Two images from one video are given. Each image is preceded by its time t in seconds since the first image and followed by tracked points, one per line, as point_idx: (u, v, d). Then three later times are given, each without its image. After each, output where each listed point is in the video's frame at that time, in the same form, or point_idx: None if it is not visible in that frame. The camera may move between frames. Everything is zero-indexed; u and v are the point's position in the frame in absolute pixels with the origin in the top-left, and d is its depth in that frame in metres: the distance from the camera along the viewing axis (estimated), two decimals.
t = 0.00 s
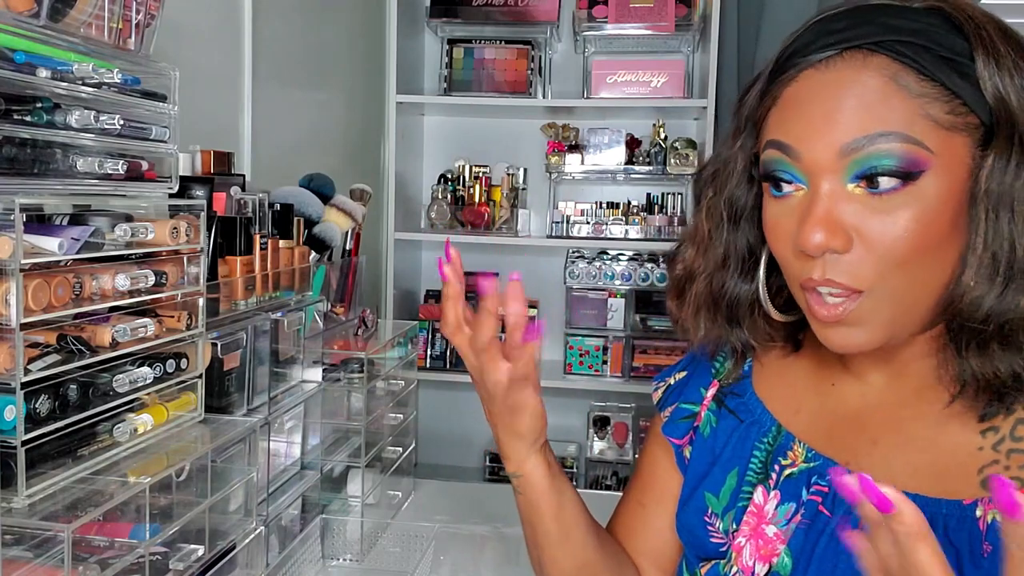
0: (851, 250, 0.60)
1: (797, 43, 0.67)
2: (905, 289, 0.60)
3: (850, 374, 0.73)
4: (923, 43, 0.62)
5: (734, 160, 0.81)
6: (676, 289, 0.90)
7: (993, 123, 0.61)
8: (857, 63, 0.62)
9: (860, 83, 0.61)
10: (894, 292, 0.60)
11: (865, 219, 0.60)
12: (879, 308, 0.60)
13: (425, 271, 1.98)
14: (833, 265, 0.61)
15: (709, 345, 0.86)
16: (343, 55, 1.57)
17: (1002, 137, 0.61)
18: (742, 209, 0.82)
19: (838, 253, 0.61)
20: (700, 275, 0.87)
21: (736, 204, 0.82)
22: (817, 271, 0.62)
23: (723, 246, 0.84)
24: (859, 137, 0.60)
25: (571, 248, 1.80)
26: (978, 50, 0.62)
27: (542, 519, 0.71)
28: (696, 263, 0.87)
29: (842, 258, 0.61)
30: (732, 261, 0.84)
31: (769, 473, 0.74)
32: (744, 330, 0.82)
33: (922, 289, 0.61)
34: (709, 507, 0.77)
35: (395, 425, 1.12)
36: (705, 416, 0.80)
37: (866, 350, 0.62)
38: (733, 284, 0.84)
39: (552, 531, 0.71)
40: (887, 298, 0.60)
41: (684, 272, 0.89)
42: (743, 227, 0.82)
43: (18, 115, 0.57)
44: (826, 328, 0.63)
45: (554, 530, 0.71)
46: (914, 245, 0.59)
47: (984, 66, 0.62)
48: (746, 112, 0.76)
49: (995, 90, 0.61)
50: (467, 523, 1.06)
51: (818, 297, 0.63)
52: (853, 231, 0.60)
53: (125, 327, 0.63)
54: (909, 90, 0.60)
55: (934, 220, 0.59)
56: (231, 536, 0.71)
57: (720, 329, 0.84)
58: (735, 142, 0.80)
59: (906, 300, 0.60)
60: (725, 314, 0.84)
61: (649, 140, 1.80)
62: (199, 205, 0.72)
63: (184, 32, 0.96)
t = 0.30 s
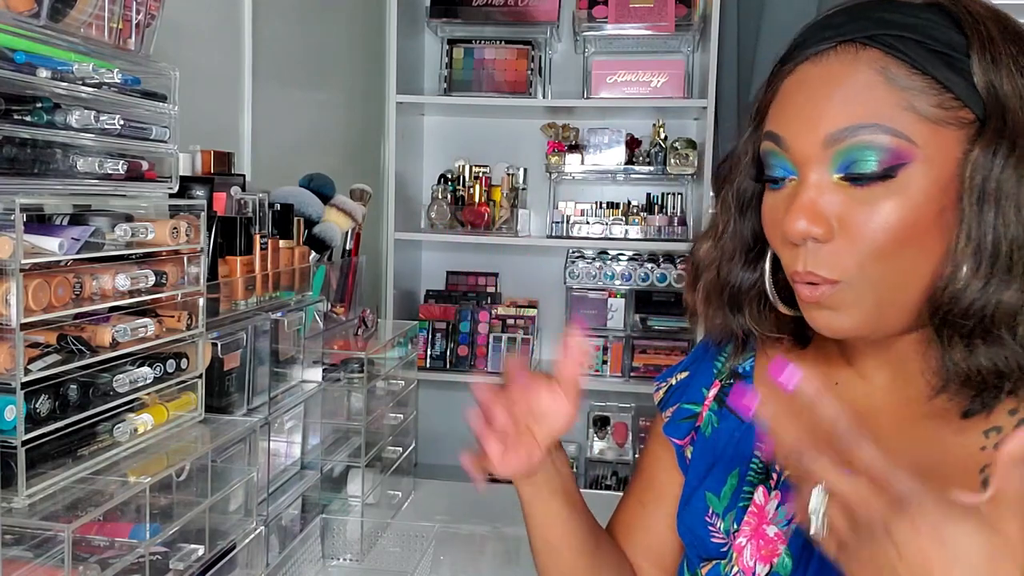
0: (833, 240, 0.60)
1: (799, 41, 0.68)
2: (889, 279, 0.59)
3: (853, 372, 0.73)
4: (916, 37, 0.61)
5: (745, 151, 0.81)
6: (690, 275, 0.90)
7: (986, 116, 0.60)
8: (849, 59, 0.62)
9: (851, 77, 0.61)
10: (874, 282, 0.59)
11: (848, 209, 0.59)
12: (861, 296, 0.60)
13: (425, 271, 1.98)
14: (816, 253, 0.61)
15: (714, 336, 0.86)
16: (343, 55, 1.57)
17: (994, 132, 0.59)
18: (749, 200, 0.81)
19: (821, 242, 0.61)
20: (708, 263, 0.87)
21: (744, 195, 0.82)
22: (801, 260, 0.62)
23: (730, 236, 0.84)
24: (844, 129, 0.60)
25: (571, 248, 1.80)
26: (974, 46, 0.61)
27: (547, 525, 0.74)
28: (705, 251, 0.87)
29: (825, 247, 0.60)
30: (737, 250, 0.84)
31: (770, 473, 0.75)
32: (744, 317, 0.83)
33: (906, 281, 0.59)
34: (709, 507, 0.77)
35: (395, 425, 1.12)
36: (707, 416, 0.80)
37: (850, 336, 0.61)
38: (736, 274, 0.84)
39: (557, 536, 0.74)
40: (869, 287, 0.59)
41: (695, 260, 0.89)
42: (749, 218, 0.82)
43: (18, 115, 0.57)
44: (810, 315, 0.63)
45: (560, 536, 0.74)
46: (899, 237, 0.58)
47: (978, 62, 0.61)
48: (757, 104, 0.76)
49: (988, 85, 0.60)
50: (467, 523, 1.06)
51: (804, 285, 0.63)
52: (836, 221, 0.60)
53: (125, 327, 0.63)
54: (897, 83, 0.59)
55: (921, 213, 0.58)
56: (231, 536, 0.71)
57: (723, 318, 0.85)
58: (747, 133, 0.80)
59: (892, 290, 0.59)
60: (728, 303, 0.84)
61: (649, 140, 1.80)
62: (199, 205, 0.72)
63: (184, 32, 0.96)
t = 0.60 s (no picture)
0: (801, 229, 0.60)
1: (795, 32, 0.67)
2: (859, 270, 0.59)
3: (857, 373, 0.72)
4: (893, 33, 0.61)
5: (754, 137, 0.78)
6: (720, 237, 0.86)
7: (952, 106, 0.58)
8: (826, 55, 0.62)
9: (823, 72, 0.61)
10: (842, 274, 0.59)
11: (816, 200, 0.59)
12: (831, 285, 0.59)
13: (425, 271, 1.98)
14: (785, 242, 0.61)
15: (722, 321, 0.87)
16: (343, 55, 1.57)
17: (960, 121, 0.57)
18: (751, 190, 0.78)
19: (789, 230, 0.61)
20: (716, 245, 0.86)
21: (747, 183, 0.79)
22: (772, 248, 0.62)
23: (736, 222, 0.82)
24: (814, 121, 0.60)
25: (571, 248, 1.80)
26: (950, 40, 0.59)
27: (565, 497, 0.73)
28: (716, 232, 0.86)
29: (793, 235, 0.60)
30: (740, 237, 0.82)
31: (771, 474, 0.74)
32: (744, 304, 0.82)
33: (875, 279, 0.59)
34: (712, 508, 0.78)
35: (395, 425, 1.12)
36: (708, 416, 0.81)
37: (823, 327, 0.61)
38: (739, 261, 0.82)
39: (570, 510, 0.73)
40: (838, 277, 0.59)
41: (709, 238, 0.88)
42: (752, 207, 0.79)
43: (18, 115, 0.57)
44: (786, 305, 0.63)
45: (572, 508, 0.73)
46: (866, 227, 0.58)
47: (951, 56, 0.59)
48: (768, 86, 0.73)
49: (959, 78, 0.58)
50: (468, 523, 1.07)
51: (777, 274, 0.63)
52: (804, 211, 0.60)
53: (125, 327, 0.63)
54: (867, 79, 0.59)
55: (888, 203, 0.57)
56: (231, 536, 0.72)
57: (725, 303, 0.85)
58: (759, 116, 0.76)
59: (862, 279, 0.59)
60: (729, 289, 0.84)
61: (649, 140, 1.80)
62: (199, 205, 0.72)
63: (184, 31, 0.96)
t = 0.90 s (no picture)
0: (830, 230, 0.57)
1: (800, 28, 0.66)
2: (888, 274, 0.55)
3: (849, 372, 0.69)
4: (909, 30, 0.59)
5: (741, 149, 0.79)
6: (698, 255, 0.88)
7: (977, 107, 0.56)
8: (845, 50, 0.59)
9: (846, 67, 0.59)
10: (873, 277, 0.56)
11: (846, 199, 0.57)
12: (858, 291, 0.56)
13: (425, 271, 1.98)
14: (813, 244, 0.58)
15: (710, 334, 0.86)
16: (343, 55, 1.57)
17: (985, 123, 0.56)
18: (744, 194, 0.80)
19: (817, 231, 0.58)
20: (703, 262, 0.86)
21: (739, 188, 0.80)
22: (797, 251, 0.59)
23: (725, 231, 0.82)
24: (842, 118, 0.58)
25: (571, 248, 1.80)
26: (967, 42, 0.58)
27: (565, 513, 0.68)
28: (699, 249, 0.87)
29: (821, 237, 0.58)
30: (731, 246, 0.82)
31: (767, 472, 0.75)
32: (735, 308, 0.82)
33: (903, 284, 0.56)
34: (708, 507, 0.77)
35: (395, 425, 1.12)
36: (705, 416, 0.81)
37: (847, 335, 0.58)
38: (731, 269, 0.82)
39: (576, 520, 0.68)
40: (867, 282, 0.56)
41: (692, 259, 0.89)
42: (745, 212, 0.80)
43: (18, 115, 0.57)
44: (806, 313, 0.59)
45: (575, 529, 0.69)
46: (897, 228, 0.55)
47: (970, 55, 0.58)
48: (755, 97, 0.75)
49: (981, 77, 0.57)
50: (468, 523, 1.07)
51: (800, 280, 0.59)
52: (832, 211, 0.57)
53: (125, 327, 0.63)
54: (892, 74, 0.57)
55: (920, 204, 0.55)
56: (231, 536, 0.71)
57: (717, 314, 0.84)
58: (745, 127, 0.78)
59: (891, 284, 0.56)
60: (723, 298, 0.83)
61: (649, 140, 1.80)
62: (199, 205, 0.72)
63: (184, 32, 0.96)
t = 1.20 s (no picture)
0: (890, 235, 0.58)
1: (812, 31, 0.67)
2: (934, 276, 0.59)
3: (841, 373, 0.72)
4: (944, 34, 0.62)
5: (734, 155, 0.77)
6: (680, 267, 0.86)
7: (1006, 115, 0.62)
8: (888, 50, 0.61)
9: (893, 68, 0.60)
10: (927, 279, 0.59)
11: (904, 203, 0.58)
12: (910, 297, 0.59)
13: (425, 271, 1.98)
14: (871, 249, 0.59)
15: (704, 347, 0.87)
16: (343, 55, 1.57)
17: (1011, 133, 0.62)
18: (747, 205, 0.78)
19: (878, 237, 0.59)
20: (690, 275, 0.85)
21: (740, 200, 0.79)
22: (854, 256, 0.60)
23: (729, 245, 0.81)
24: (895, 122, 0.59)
25: (571, 248, 1.80)
26: (989, 49, 0.63)
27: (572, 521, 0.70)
28: (687, 262, 0.85)
29: (882, 242, 0.58)
30: (737, 260, 0.82)
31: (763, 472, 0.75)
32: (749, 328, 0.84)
33: (943, 282, 0.60)
34: (704, 507, 0.77)
35: (395, 425, 1.12)
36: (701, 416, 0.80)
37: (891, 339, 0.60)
38: (733, 284, 0.83)
39: (580, 536, 0.70)
40: (920, 286, 0.59)
41: (671, 271, 0.87)
42: (748, 224, 0.80)
43: (18, 115, 0.57)
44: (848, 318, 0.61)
45: (579, 536, 0.70)
46: (944, 230, 0.59)
47: (996, 63, 0.63)
48: (752, 106, 0.73)
49: (1007, 87, 0.63)
50: (468, 523, 1.07)
51: (850, 285, 0.61)
52: (891, 216, 0.58)
53: (125, 327, 0.63)
54: (936, 78, 0.60)
55: (960, 205, 0.59)
56: (231, 536, 0.72)
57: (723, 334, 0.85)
58: (737, 137, 0.76)
59: (937, 287, 0.60)
60: (730, 317, 0.84)
61: (649, 140, 1.80)
62: (199, 205, 0.72)
63: (184, 32, 0.96)
